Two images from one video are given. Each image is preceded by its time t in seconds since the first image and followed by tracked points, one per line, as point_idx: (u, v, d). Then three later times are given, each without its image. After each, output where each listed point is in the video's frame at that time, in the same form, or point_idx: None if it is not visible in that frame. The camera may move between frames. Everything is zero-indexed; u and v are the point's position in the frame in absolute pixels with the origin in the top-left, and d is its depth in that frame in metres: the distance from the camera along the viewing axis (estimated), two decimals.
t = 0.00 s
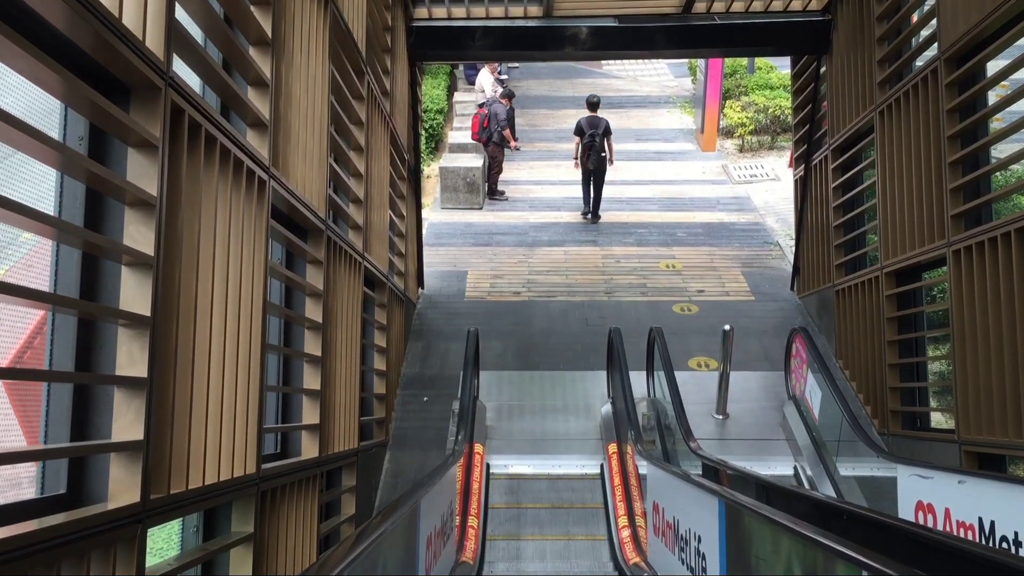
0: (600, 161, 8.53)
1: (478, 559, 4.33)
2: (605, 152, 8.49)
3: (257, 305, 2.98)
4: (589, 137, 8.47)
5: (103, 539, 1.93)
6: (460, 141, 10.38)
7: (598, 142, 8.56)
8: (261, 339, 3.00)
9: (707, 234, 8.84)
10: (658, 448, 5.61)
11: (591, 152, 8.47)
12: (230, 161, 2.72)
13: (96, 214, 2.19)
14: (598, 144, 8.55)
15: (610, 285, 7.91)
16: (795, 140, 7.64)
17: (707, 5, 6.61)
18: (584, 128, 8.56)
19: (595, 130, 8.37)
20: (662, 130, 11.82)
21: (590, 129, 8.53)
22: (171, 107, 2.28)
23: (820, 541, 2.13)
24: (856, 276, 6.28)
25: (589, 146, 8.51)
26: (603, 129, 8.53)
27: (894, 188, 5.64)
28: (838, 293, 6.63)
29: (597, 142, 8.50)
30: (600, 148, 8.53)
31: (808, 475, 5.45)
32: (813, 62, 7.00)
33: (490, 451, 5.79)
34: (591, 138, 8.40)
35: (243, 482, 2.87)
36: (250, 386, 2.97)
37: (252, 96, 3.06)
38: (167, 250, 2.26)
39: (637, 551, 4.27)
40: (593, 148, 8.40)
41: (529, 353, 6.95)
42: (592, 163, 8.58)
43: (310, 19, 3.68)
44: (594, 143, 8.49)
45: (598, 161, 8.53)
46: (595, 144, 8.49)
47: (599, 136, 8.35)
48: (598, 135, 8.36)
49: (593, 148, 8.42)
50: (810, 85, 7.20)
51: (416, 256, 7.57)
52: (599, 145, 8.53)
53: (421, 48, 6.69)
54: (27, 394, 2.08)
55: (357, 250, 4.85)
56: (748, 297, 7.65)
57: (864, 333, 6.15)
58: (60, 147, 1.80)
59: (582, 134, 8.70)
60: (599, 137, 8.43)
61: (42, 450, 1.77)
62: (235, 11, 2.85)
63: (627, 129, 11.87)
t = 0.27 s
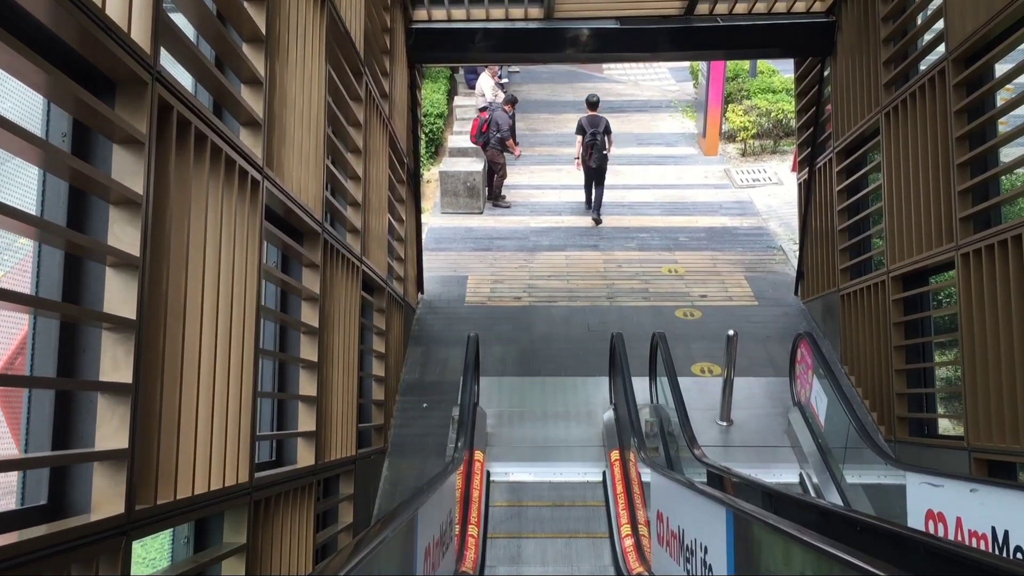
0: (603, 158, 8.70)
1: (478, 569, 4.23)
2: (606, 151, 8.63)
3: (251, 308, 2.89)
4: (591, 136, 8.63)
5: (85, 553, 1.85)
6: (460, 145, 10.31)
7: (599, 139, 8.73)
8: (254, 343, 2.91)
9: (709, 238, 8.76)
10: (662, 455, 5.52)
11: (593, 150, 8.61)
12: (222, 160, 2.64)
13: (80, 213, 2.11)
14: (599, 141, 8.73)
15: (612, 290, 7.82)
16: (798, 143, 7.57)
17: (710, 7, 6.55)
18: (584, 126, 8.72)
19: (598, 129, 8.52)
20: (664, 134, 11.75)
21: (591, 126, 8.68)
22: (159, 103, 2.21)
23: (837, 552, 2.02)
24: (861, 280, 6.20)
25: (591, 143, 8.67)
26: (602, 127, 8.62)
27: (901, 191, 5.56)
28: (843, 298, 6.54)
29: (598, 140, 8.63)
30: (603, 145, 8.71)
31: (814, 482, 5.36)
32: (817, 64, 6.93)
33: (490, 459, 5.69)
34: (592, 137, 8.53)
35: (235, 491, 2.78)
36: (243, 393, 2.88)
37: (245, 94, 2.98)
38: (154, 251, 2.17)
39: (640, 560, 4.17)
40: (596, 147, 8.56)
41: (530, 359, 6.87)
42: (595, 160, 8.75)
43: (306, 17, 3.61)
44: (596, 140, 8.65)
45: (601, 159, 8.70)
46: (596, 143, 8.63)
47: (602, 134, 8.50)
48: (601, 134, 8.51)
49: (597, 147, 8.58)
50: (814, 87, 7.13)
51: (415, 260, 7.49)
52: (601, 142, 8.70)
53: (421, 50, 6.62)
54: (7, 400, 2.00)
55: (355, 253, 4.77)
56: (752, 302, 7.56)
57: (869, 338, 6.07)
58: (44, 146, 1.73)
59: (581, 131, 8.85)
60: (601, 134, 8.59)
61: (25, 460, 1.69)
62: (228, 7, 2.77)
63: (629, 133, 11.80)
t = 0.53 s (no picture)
0: (603, 151, 8.82)
1: None
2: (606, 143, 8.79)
3: (243, 311, 2.80)
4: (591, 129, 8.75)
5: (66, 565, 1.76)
6: (460, 148, 10.24)
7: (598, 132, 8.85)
8: (246, 347, 2.82)
9: (712, 242, 8.68)
10: (665, 461, 5.42)
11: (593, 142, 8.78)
12: (212, 157, 2.56)
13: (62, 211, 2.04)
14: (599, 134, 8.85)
15: (613, 294, 7.74)
16: (801, 145, 7.50)
17: (712, 7, 6.50)
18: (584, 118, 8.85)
19: (597, 122, 8.64)
20: (665, 138, 11.69)
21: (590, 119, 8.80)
22: (146, 97, 2.13)
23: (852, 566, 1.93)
24: (866, 284, 6.12)
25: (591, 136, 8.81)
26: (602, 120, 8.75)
27: (908, 193, 5.49)
28: (848, 302, 6.46)
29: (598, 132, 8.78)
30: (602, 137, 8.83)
31: (820, 489, 5.26)
32: (820, 65, 6.86)
33: (490, 465, 5.60)
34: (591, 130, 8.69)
35: (227, 500, 2.69)
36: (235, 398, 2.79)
37: (238, 91, 2.90)
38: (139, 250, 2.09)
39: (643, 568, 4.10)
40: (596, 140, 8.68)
41: (531, 363, 6.78)
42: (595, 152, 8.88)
43: (302, 15, 3.55)
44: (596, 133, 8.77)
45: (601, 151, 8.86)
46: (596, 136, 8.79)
47: (601, 126, 8.62)
48: (601, 127, 8.63)
49: (597, 140, 8.70)
50: (817, 89, 7.06)
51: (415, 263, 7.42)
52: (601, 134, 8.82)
53: (420, 51, 6.56)
54: None
55: (352, 256, 4.69)
56: (755, 306, 7.48)
57: (875, 342, 5.98)
58: (24, 139, 1.65)
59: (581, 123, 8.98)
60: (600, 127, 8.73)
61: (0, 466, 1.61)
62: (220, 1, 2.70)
63: (630, 137, 11.74)
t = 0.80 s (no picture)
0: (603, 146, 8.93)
1: None
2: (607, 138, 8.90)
3: (235, 311, 2.72)
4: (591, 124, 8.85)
5: None
6: (460, 149, 10.16)
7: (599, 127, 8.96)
8: (238, 348, 2.74)
9: (714, 243, 8.60)
10: (667, 465, 5.33)
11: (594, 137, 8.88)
12: (202, 152, 2.47)
13: (42, 205, 1.96)
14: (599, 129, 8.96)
15: (615, 295, 7.65)
16: (805, 145, 7.43)
17: (715, 5, 6.42)
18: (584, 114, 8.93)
19: (597, 118, 8.74)
20: (667, 139, 11.61)
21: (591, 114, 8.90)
22: (131, 88, 2.04)
23: None
24: (872, 285, 6.03)
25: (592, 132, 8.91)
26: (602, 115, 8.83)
27: (915, 192, 5.41)
28: (853, 304, 6.38)
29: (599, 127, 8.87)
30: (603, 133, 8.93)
31: (826, 493, 5.17)
32: (825, 64, 6.79)
33: (490, 469, 5.50)
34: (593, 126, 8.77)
35: (219, 506, 2.60)
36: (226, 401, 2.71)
37: (230, 85, 2.82)
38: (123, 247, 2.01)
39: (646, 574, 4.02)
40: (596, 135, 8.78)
41: (531, 366, 6.69)
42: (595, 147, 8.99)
43: (297, 9, 3.47)
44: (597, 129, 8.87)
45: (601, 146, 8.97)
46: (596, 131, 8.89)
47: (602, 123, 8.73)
48: (601, 123, 8.72)
49: (597, 135, 8.80)
50: (821, 88, 6.99)
51: (414, 265, 7.33)
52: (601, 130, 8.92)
53: (420, 49, 6.49)
54: None
55: (349, 256, 4.61)
56: (758, 308, 7.39)
57: (880, 344, 5.89)
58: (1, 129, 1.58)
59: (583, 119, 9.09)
60: (601, 124, 8.83)
61: None
62: None
63: (631, 138, 11.66)
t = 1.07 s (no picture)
0: (603, 136, 9.12)
1: None
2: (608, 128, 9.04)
3: (226, 309, 2.64)
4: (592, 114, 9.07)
5: None
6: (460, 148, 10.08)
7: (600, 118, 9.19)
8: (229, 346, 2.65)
9: (717, 243, 8.51)
10: (670, 468, 5.25)
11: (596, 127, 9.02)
12: (191, 144, 2.39)
13: (21, 197, 1.88)
14: (600, 120, 9.19)
15: (617, 296, 7.57)
16: (809, 144, 7.35)
17: (717, 1, 6.35)
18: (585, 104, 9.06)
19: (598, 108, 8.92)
20: (669, 138, 11.52)
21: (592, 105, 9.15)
22: (115, 76, 1.96)
23: None
24: (877, 285, 5.95)
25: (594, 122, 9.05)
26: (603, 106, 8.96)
27: (921, 190, 5.32)
28: (858, 304, 6.29)
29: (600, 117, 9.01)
30: (603, 123, 9.15)
31: (832, 496, 5.08)
32: (829, 61, 6.71)
33: (490, 471, 5.42)
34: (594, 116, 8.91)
35: (209, 509, 2.52)
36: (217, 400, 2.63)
37: (222, 77, 2.75)
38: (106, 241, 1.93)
39: None
40: (597, 123, 8.98)
41: (532, 367, 6.61)
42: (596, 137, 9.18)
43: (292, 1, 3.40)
44: (597, 118, 9.10)
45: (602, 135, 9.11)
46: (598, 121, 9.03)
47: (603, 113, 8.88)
48: (602, 111, 8.95)
49: (598, 124, 9.00)
50: (825, 85, 6.90)
51: (414, 264, 7.26)
52: (602, 120, 9.14)
53: (420, 46, 6.42)
54: None
55: (347, 255, 4.53)
56: (762, 308, 7.31)
57: (886, 345, 5.81)
58: None
59: (584, 111, 9.35)
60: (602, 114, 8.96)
61: None
62: None
63: (633, 137, 11.58)
